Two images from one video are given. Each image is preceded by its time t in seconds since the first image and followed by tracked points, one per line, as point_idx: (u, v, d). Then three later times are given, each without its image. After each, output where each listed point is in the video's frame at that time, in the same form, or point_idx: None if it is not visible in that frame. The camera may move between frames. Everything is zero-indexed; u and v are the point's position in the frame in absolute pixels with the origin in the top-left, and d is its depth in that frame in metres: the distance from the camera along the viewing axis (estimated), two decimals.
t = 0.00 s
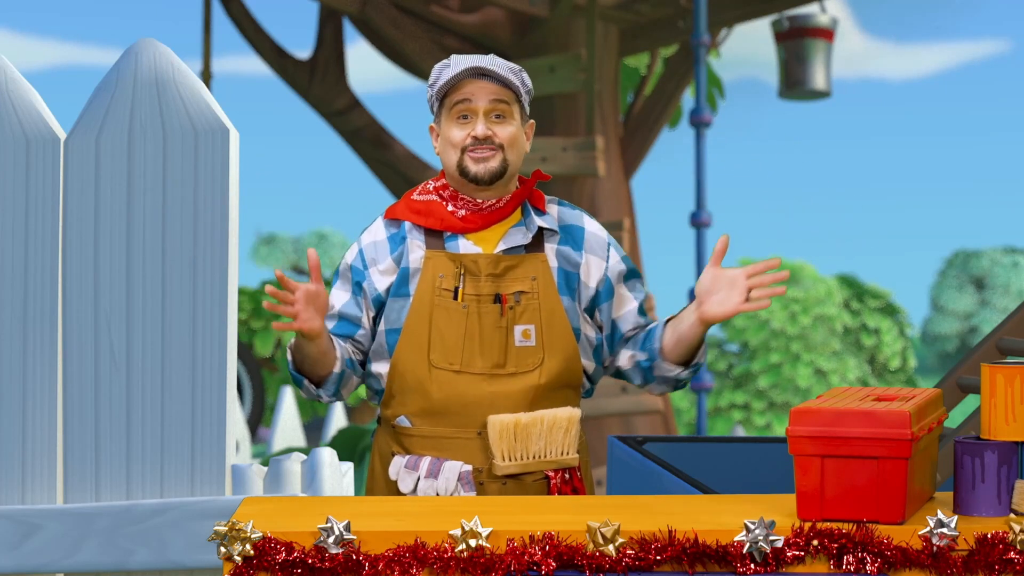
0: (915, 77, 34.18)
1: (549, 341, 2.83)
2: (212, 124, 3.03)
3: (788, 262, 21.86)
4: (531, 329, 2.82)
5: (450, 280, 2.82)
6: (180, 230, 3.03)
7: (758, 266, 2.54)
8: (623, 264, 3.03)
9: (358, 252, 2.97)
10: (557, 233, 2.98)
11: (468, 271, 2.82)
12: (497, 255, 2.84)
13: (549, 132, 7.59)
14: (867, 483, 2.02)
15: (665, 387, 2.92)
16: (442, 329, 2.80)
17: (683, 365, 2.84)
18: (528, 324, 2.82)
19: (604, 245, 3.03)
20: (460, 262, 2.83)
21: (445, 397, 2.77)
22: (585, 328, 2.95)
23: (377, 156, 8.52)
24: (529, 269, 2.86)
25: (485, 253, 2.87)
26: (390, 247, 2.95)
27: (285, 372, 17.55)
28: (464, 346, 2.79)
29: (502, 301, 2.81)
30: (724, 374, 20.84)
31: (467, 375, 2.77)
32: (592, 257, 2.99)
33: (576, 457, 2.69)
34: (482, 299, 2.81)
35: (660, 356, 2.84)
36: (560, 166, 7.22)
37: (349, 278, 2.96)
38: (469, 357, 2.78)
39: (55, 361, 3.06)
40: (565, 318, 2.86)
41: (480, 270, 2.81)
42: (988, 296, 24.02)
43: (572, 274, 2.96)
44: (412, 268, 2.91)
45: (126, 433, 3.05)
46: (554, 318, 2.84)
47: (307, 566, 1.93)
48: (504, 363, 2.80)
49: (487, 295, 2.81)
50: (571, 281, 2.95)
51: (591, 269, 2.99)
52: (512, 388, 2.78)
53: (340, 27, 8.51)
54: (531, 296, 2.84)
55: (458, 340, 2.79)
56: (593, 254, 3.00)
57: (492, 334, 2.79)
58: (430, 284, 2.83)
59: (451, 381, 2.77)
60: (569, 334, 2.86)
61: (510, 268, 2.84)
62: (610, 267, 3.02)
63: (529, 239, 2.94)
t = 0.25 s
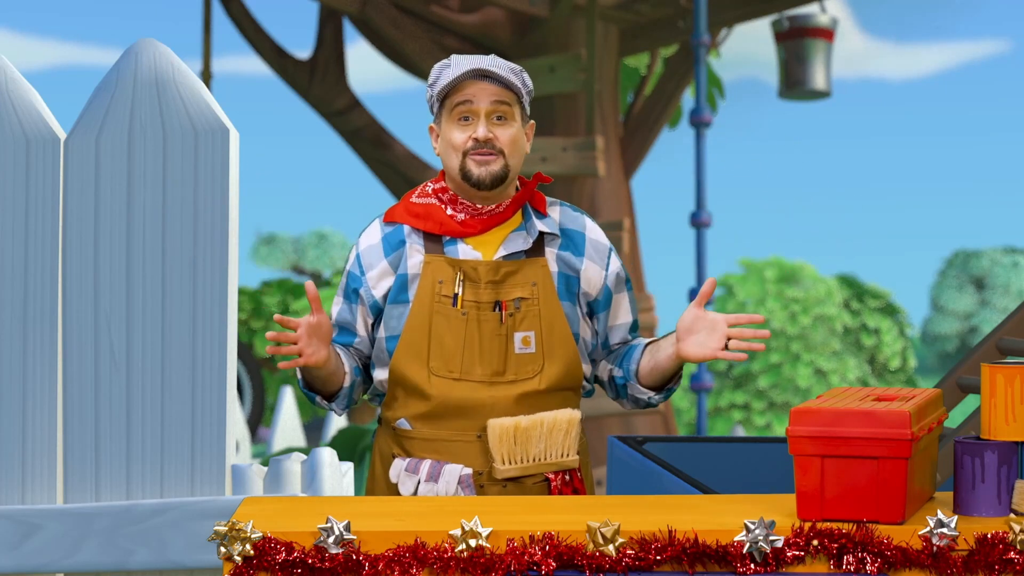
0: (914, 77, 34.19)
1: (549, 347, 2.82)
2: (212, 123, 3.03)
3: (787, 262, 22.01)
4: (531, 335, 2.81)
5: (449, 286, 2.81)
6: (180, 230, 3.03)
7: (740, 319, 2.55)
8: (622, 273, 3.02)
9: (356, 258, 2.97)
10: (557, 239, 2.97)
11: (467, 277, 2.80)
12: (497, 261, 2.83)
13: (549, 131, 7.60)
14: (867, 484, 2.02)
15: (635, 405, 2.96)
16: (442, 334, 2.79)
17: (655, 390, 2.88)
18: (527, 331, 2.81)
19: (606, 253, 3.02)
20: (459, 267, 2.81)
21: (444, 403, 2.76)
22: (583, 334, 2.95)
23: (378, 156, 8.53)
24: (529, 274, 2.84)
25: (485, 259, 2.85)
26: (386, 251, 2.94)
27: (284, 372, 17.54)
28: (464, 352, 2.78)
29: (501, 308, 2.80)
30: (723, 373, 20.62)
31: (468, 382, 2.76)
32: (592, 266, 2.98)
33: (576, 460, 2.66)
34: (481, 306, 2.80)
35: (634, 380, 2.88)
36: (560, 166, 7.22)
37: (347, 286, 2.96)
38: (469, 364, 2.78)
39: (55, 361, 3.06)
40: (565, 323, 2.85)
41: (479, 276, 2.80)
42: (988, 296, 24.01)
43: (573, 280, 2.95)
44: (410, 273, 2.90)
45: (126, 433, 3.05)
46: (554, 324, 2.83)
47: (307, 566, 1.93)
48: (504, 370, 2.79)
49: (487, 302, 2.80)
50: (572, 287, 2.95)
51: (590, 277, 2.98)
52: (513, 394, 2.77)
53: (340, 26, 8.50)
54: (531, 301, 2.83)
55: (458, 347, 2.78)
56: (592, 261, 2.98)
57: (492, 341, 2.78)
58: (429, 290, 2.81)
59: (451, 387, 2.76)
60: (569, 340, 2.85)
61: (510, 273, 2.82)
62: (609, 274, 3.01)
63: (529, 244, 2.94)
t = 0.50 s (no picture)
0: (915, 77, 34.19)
1: (549, 347, 2.82)
2: (212, 123, 3.03)
3: (787, 261, 21.69)
4: (531, 335, 2.81)
5: (449, 286, 2.81)
6: (180, 230, 3.03)
7: (742, 311, 2.56)
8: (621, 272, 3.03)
9: (355, 258, 2.97)
10: (556, 238, 2.97)
11: (467, 277, 2.81)
12: (496, 261, 2.83)
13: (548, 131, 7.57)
14: (867, 484, 2.02)
15: (640, 402, 2.96)
16: (441, 336, 2.79)
17: (658, 386, 2.89)
18: (528, 331, 2.81)
19: (605, 251, 3.01)
20: (459, 267, 2.81)
21: (444, 405, 2.76)
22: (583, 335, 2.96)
23: (378, 156, 8.54)
24: (529, 274, 2.84)
25: (484, 259, 2.85)
26: (385, 251, 2.95)
27: (284, 372, 17.54)
28: (464, 353, 2.78)
29: (501, 308, 2.80)
30: (724, 374, 20.76)
31: (466, 382, 2.76)
32: (591, 264, 2.98)
33: (577, 460, 2.64)
34: (481, 306, 2.79)
35: (638, 376, 2.88)
36: (559, 166, 7.26)
37: (346, 286, 2.96)
38: (469, 364, 2.78)
39: (55, 362, 3.06)
40: (565, 323, 2.85)
41: (479, 277, 2.80)
42: (988, 296, 24.01)
43: (573, 280, 2.95)
44: (410, 274, 2.90)
45: (127, 431, 3.05)
46: (554, 325, 2.83)
47: (307, 566, 1.93)
48: (504, 371, 2.79)
49: (486, 303, 2.80)
50: (572, 287, 2.95)
51: (590, 277, 2.98)
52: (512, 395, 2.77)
53: (340, 26, 8.50)
54: (530, 301, 2.83)
55: (457, 348, 2.78)
56: (592, 260, 2.99)
57: (492, 342, 2.78)
58: (429, 291, 2.81)
59: (451, 388, 2.76)
60: (570, 341, 2.85)
61: (510, 273, 2.82)
62: (609, 273, 3.01)
63: (529, 244, 2.94)
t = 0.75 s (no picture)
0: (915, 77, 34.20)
1: (550, 346, 2.82)
2: (212, 123, 3.03)
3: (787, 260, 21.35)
4: (532, 333, 2.81)
5: (449, 284, 2.81)
6: (180, 231, 3.03)
7: (745, 316, 2.56)
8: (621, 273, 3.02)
9: (355, 256, 2.96)
10: (558, 236, 2.97)
11: (468, 274, 2.80)
12: (498, 259, 2.83)
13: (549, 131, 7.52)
14: (867, 483, 2.02)
15: (638, 402, 2.97)
16: (442, 334, 2.79)
17: (657, 387, 2.88)
18: (528, 329, 2.81)
19: (605, 251, 3.01)
20: (460, 265, 2.81)
21: (445, 402, 2.76)
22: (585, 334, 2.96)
23: (378, 156, 8.53)
24: (529, 272, 2.85)
25: (485, 256, 2.85)
26: (385, 249, 2.94)
27: (284, 372, 17.52)
28: (464, 352, 2.78)
29: (502, 306, 2.80)
30: (724, 374, 20.74)
31: (468, 380, 2.77)
32: (592, 265, 2.98)
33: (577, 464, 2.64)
34: (482, 304, 2.80)
35: (638, 377, 2.88)
36: (560, 166, 7.37)
37: (346, 284, 2.95)
38: (469, 363, 2.78)
39: (55, 363, 3.06)
40: (566, 322, 2.85)
41: (480, 275, 2.80)
42: (988, 295, 24.02)
43: (573, 280, 2.95)
44: (410, 272, 2.90)
45: (127, 431, 3.04)
46: (555, 324, 2.83)
47: (307, 566, 1.93)
48: (504, 368, 2.79)
49: (488, 301, 2.80)
50: (573, 286, 2.95)
51: (591, 277, 2.98)
52: (513, 394, 2.77)
53: (340, 26, 8.50)
54: (532, 299, 2.83)
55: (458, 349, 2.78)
56: (592, 261, 2.98)
57: (492, 341, 2.78)
58: (430, 289, 2.81)
59: (452, 386, 2.77)
60: (570, 340, 2.85)
61: (510, 271, 2.82)
62: (610, 274, 3.01)
63: (530, 242, 2.93)
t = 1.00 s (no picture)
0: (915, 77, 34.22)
1: (548, 371, 2.82)
2: (212, 123, 3.03)
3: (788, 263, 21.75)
4: (532, 360, 2.80)
5: (451, 308, 2.79)
6: (180, 230, 3.03)
7: (753, 349, 2.55)
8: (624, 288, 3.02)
9: (357, 269, 2.95)
10: (561, 258, 2.95)
11: (470, 301, 2.78)
12: (499, 285, 2.81)
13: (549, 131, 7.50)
14: (867, 484, 2.02)
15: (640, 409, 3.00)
16: (442, 358, 2.77)
17: (658, 397, 2.91)
18: (529, 355, 2.80)
19: (608, 267, 3.01)
20: (462, 290, 2.79)
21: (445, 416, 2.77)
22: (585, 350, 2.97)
23: (378, 156, 8.53)
24: (532, 298, 2.83)
25: (487, 284, 2.83)
26: (386, 266, 2.92)
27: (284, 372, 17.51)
28: (464, 376, 2.77)
29: (504, 334, 2.78)
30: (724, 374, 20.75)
31: (467, 407, 2.76)
32: (595, 284, 2.97)
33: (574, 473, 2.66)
34: (483, 331, 2.78)
35: (641, 391, 2.92)
36: (559, 166, 7.39)
37: (347, 300, 2.94)
38: (469, 389, 2.77)
39: (55, 363, 3.06)
40: (566, 347, 2.84)
41: (482, 302, 2.78)
42: (988, 296, 24.03)
43: (575, 301, 2.95)
44: (411, 293, 2.87)
45: (127, 432, 3.04)
46: (555, 350, 2.82)
47: (307, 566, 1.93)
48: (504, 395, 2.78)
49: (489, 328, 2.78)
50: (576, 306, 2.95)
51: (592, 298, 2.97)
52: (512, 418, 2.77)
53: (340, 25, 8.51)
54: (533, 325, 2.81)
55: (458, 370, 2.77)
56: (595, 279, 2.97)
57: (492, 368, 2.77)
58: (429, 312, 2.79)
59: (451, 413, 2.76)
60: (570, 363, 2.84)
61: (512, 296, 2.81)
62: (610, 294, 3.00)
63: (533, 267, 2.91)
